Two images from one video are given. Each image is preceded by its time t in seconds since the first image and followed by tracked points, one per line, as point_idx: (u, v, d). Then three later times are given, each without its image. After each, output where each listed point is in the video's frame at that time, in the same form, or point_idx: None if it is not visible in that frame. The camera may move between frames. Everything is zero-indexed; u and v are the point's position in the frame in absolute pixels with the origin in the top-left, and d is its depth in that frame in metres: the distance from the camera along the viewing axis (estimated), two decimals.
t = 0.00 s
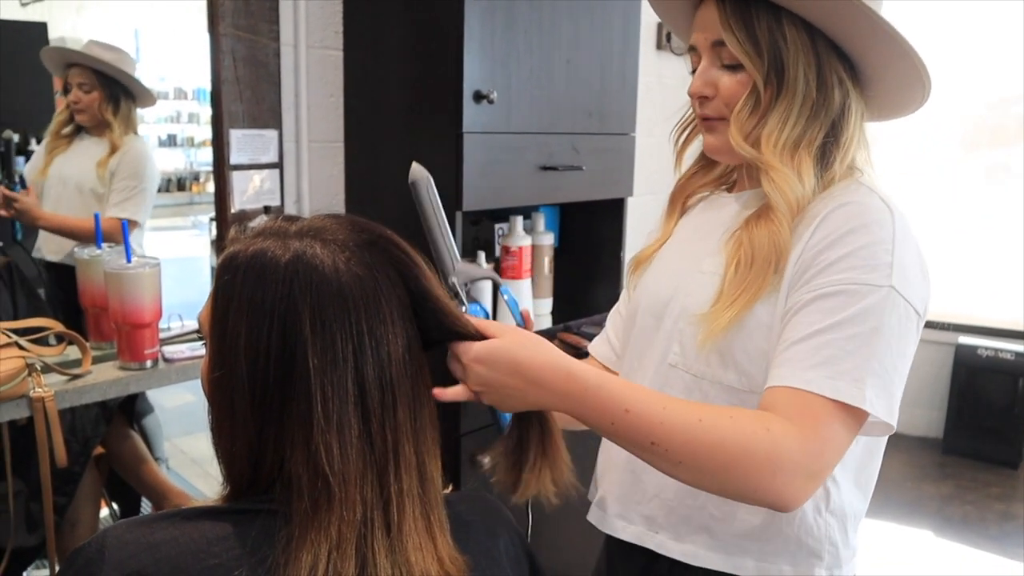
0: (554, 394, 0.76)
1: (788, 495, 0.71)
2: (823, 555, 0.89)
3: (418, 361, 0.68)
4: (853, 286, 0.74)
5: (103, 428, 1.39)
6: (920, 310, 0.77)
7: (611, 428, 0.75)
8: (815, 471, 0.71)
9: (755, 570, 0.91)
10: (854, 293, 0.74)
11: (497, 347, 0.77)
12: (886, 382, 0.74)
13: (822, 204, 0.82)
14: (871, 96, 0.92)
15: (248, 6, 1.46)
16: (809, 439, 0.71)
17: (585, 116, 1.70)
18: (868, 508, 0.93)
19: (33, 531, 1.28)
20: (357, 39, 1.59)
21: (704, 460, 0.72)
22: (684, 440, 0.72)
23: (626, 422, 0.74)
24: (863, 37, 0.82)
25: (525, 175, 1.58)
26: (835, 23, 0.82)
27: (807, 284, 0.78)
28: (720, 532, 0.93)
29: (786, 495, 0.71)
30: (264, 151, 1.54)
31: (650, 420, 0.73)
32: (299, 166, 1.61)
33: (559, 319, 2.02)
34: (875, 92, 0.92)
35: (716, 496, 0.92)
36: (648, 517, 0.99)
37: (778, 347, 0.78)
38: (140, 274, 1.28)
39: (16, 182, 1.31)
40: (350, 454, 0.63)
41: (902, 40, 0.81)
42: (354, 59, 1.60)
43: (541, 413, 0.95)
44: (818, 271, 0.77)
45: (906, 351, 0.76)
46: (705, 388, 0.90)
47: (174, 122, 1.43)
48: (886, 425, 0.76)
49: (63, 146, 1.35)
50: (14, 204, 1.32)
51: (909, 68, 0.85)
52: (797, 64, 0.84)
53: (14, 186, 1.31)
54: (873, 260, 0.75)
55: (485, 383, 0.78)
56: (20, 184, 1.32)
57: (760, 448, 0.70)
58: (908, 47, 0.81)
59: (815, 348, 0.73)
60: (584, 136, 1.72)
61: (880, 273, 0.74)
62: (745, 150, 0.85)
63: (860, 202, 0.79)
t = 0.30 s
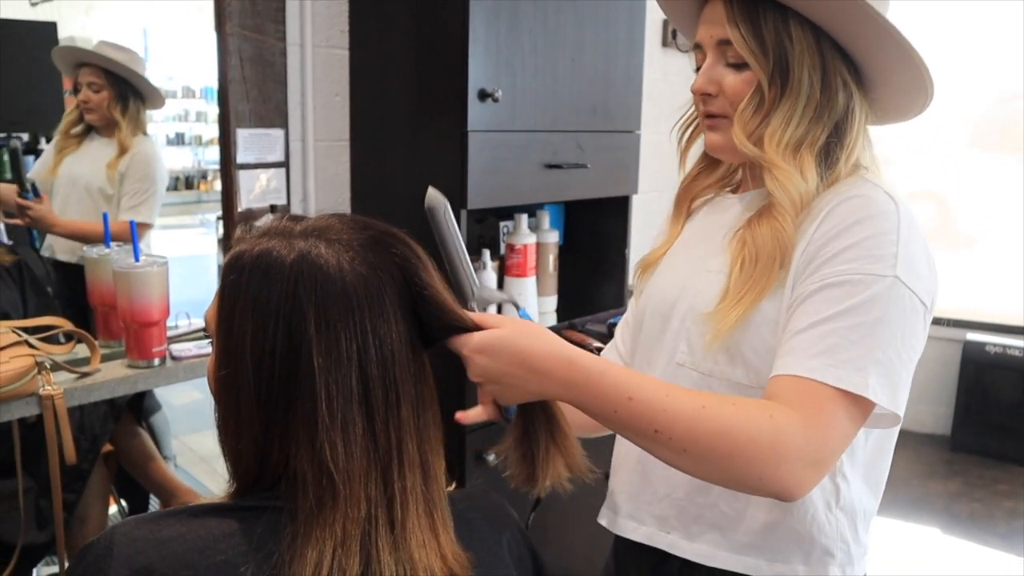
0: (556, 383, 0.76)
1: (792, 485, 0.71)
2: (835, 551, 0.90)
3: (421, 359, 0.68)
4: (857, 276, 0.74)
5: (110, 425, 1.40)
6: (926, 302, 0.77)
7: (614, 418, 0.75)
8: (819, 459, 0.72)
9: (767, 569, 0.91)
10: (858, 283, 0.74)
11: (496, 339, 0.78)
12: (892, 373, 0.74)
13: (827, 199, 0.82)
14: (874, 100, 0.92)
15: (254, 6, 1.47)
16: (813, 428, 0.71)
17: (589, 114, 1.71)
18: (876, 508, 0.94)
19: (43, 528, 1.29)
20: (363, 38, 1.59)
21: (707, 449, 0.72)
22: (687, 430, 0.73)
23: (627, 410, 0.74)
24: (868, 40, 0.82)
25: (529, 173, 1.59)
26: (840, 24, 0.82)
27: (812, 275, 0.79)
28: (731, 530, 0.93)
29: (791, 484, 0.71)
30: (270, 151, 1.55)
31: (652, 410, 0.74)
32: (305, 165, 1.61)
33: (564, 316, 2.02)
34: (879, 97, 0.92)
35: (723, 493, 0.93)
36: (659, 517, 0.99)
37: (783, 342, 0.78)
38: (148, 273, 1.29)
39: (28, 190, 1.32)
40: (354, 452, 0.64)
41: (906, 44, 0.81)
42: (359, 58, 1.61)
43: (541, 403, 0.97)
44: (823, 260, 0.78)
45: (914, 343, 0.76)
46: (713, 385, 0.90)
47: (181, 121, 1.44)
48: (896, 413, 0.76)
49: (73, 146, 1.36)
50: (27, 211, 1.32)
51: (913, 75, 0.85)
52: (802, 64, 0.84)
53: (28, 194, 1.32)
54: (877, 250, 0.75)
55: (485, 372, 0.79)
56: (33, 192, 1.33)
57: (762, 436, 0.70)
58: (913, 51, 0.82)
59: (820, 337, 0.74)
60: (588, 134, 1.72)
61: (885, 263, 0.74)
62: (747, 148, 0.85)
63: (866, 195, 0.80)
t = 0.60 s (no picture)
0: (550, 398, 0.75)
1: (792, 491, 0.72)
2: (829, 556, 0.90)
3: (411, 362, 0.67)
4: (851, 281, 0.75)
5: (89, 427, 1.39)
6: (922, 306, 0.77)
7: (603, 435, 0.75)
8: (818, 464, 0.72)
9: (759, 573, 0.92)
10: (855, 287, 0.74)
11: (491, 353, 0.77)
12: (888, 377, 0.74)
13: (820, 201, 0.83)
14: (867, 100, 0.93)
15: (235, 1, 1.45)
16: (809, 433, 0.72)
17: (573, 112, 1.70)
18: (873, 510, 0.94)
19: (20, 531, 1.26)
20: (345, 35, 1.58)
21: (704, 462, 0.72)
22: (681, 443, 0.73)
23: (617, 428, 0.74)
24: (861, 38, 0.82)
25: (513, 171, 1.58)
26: (833, 24, 0.82)
27: (808, 281, 0.79)
28: (725, 534, 0.94)
29: (792, 489, 0.72)
30: (252, 149, 1.54)
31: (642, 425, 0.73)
32: (287, 163, 1.60)
33: (547, 314, 2.02)
34: (873, 95, 0.92)
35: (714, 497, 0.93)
36: (652, 520, 0.99)
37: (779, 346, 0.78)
38: (128, 273, 1.27)
39: (4, 183, 1.29)
40: (345, 455, 0.63)
41: (901, 41, 0.81)
42: (341, 54, 1.59)
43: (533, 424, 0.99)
44: (818, 265, 0.78)
45: (908, 348, 0.76)
46: (708, 389, 0.91)
47: (158, 117, 1.41)
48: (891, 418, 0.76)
49: (48, 143, 1.32)
50: (4, 204, 1.29)
51: (908, 71, 0.85)
52: (794, 63, 0.84)
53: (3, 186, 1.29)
54: (873, 255, 0.75)
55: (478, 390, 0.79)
56: (9, 185, 1.30)
57: (759, 444, 0.71)
58: (908, 49, 0.81)
59: (819, 341, 0.74)
60: (572, 132, 1.71)
61: (882, 268, 0.75)
62: (741, 149, 0.85)
63: (862, 198, 0.80)
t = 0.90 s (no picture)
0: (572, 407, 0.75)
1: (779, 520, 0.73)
2: (830, 564, 0.90)
3: (425, 368, 0.66)
4: (853, 305, 0.74)
5: (74, 433, 1.35)
6: (926, 323, 0.76)
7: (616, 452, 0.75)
8: (810, 496, 0.72)
9: None
10: (853, 312, 0.74)
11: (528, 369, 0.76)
12: (890, 401, 0.74)
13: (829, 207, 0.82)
14: (883, 99, 0.92)
15: None
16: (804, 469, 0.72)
17: (566, 111, 1.69)
18: (877, 517, 0.93)
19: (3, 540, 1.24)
20: (335, 33, 1.56)
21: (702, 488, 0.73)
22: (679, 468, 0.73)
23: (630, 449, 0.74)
24: (879, 36, 0.82)
25: (505, 171, 1.57)
26: (853, 22, 0.82)
27: (801, 303, 0.79)
28: (726, 543, 0.93)
29: (780, 519, 0.73)
30: (241, 150, 1.51)
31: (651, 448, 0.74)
32: (277, 163, 1.58)
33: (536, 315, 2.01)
34: (884, 95, 0.92)
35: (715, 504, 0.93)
36: (651, 528, 0.98)
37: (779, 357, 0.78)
38: (118, 276, 1.25)
39: (4, 195, 1.29)
40: (360, 465, 0.62)
41: (916, 38, 0.81)
42: (332, 53, 1.58)
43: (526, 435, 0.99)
44: (815, 287, 0.77)
45: (912, 368, 0.75)
46: (705, 399, 0.91)
47: (135, 116, 1.38)
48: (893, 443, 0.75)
49: (24, 143, 1.30)
50: (7, 216, 1.30)
51: (922, 70, 0.85)
52: (811, 63, 0.84)
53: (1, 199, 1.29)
54: (875, 276, 0.74)
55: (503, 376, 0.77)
56: (7, 196, 1.30)
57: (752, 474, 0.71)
58: (922, 46, 0.82)
59: (820, 366, 0.74)
60: (564, 132, 1.70)
61: (883, 290, 0.74)
62: (758, 152, 0.85)
63: (864, 211, 0.79)
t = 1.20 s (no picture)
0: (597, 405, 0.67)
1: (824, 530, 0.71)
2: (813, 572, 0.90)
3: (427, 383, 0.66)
4: (858, 315, 0.75)
5: (37, 448, 1.33)
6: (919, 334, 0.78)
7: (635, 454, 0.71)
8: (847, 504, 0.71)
9: None
10: (860, 322, 0.75)
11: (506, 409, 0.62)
12: (892, 414, 0.74)
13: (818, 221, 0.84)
14: (870, 107, 0.95)
15: (194, 4, 1.41)
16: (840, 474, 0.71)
17: (538, 116, 1.70)
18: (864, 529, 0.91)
19: None
20: (306, 39, 1.54)
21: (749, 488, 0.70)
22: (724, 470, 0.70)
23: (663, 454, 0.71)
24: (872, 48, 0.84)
25: (478, 178, 1.56)
26: (848, 36, 0.84)
27: (805, 316, 0.80)
28: (712, 553, 0.94)
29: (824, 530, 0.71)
30: (213, 157, 1.48)
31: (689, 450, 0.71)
32: (247, 170, 1.55)
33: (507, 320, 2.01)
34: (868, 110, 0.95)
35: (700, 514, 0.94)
36: (637, 537, 0.99)
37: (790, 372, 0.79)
38: (86, 288, 1.22)
39: None
40: (366, 484, 0.62)
41: (912, 60, 0.84)
42: (302, 59, 1.56)
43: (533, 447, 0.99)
44: (817, 301, 0.79)
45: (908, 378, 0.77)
46: (694, 410, 0.92)
47: (86, 120, 1.32)
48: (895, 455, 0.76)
49: None
50: None
51: (911, 87, 0.88)
52: (803, 74, 0.85)
53: None
54: (876, 284, 0.76)
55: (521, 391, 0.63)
56: None
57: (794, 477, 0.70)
58: (914, 66, 0.85)
59: (828, 378, 0.74)
60: (537, 138, 1.71)
61: (885, 299, 0.75)
62: (753, 162, 0.86)
63: (854, 224, 0.81)
